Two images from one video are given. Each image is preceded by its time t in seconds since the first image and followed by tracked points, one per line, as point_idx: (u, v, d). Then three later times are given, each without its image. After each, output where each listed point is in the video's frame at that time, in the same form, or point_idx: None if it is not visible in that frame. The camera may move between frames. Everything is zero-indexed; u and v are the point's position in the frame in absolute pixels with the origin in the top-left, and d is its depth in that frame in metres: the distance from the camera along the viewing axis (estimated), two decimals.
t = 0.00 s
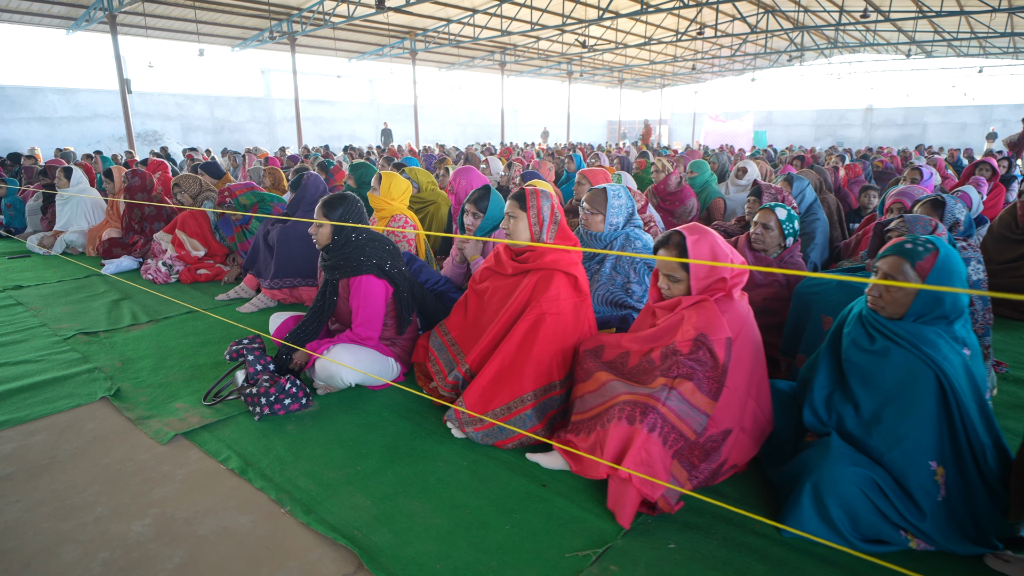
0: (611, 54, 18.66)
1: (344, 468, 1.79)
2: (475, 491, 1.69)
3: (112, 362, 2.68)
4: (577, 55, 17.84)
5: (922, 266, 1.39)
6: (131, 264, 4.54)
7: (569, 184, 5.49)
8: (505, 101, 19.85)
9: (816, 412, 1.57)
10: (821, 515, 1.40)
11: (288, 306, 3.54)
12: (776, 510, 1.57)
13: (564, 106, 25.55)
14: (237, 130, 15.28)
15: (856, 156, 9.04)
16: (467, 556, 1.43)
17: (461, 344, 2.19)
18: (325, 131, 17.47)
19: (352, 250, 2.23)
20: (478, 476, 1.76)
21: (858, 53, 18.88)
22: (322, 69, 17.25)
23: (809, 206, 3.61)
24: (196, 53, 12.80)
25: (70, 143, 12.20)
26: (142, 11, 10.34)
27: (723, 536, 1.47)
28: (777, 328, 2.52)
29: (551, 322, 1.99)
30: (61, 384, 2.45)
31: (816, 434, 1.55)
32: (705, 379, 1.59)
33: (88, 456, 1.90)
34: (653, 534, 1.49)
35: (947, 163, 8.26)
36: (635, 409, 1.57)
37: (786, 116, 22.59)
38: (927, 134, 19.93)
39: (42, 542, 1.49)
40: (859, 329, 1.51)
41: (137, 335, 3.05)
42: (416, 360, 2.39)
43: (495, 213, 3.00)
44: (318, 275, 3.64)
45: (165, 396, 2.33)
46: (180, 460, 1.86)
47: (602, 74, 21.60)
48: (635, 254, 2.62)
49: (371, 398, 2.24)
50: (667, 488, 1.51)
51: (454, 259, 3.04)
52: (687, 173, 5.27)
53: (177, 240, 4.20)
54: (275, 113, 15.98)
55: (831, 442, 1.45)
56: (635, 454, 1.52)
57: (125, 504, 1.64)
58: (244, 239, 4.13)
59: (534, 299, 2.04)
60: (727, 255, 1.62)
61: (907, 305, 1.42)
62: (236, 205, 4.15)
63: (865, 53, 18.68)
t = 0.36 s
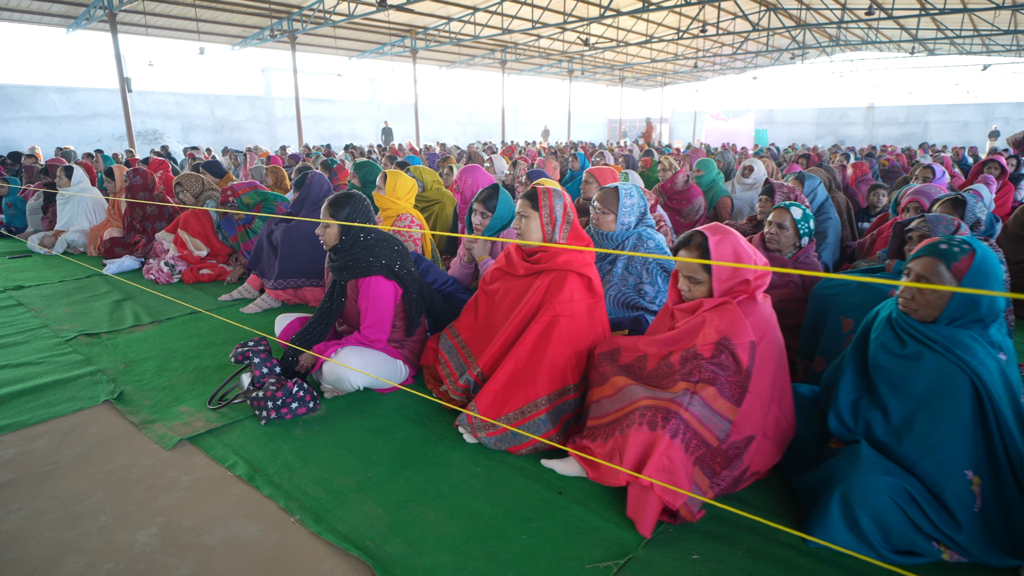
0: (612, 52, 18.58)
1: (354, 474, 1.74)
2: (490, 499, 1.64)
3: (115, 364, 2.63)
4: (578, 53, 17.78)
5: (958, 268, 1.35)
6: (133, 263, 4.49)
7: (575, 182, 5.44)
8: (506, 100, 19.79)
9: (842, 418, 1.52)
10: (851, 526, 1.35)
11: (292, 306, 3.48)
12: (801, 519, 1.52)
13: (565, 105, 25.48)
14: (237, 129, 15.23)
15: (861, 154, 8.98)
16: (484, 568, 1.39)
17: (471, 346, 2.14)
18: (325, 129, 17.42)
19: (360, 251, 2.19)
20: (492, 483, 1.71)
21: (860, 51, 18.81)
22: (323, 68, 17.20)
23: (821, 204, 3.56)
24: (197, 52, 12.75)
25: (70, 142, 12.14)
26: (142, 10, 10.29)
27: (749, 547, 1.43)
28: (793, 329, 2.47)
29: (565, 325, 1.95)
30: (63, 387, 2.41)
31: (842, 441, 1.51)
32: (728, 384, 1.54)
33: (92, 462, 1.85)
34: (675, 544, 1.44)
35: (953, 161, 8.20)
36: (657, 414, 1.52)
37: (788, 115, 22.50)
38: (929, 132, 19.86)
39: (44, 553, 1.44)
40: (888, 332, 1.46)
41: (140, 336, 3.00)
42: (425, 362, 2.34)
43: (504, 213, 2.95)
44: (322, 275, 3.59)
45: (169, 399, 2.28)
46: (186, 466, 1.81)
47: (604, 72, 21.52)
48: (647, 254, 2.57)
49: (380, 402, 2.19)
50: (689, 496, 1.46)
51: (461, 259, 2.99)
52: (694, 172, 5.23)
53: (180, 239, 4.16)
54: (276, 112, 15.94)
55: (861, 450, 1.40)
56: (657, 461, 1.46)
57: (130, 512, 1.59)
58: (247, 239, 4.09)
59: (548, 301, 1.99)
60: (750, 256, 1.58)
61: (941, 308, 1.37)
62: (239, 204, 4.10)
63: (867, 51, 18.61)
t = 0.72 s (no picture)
0: (613, 50, 18.50)
1: (366, 482, 1.69)
2: (506, 508, 1.59)
3: (117, 366, 2.58)
4: (580, 51, 17.71)
5: (998, 269, 1.30)
6: (135, 263, 4.44)
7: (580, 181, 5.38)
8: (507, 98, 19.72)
9: (871, 424, 1.48)
10: (884, 537, 1.30)
11: (297, 307, 3.42)
12: (829, 530, 1.47)
13: (566, 103, 25.41)
14: (237, 127, 15.17)
15: (867, 152, 8.91)
16: None
17: (483, 349, 2.09)
18: (326, 128, 17.36)
19: (370, 252, 2.14)
20: (507, 491, 1.66)
21: (863, 48, 18.72)
22: (324, 66, 17.14)
23: (834, 202, 3.51)
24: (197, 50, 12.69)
25: (71, 140, 12.08)
26: (142, 8, 10.23)
27: (776, 559, 1.37)
28: (810, 331, 2.42)
29: (580, 327, 1.90)
30: (65, 389, 2.36)
31: (873, 447, 1.47)
32: (754, 390, 1.49)
33: (94, 468, 1.80)
34: (700, 556, 1.39)
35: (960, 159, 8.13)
36: (681, 421, 1.46)
37: (789, 113, 22.41)
38: (930, 130, 19.77)
39: (47, 565, 1.39)
40: (922, 335, 1.41)
41: (142, 338, 2.95)
42: (435, 365, 2.28)
43: (514, 212, 2.89)
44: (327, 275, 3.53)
45: (173, 403, 2.23)
46: (191, 473, 1.76)
47: (605, 70, 21.44)
48: (661, 254, 2.51)
49: (389, 406, 2.14)
50: (716, 506, 1.40)
51: (470, 259, 2.94)
52: (701, 170, 5.17)
53: (182, 239, 4.09)
54: (276, 110, 15.88)
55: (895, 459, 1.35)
56: (682, 469, 1.41)
57: (134, 522, 1.54)
58: (250, 238, 4.03)
59: (563, 303, 1.94)
60: (777, 258, 1.53)
61: (979, 311, 1.32)
62: (243, 203, 4.04)
63: (870, 49, 18.53)
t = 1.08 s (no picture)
0: (615, 49, 18.44)
1: (377, 492, 1.63)
2: (524, 519, 1.53)
3: (119, 370, 2.52)
4: (581, 51, 17.63)
5: None
6: (136, 264, 4.38)
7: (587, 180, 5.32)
8: (508, 97, 19.64)
9: (907, 432, 1.43)
10: (926, 551, 1.24)
11: (301, 308, 3.36)
12: (863, 544, 1.41)
13: (567, 103, 25.34)
14: (238, 127, 15.12)
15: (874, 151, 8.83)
16: None
17: (496, 352, 2.03)
18: (327, 128, 17.30)
19: (380, 253, 2.09)
20: (525, 502, 1.60)
21: (865, 47, 18.65)
22: (325, 65, 17.06)
23: (848, 202, 3.45)
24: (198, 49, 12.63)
25: (71, 140, 12.03)
26: (143, 7, 10.16)
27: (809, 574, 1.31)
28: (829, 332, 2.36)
29: (598, 331, 1.84)
30: (66, 394, 2.30)
31: (909, 456, 1.41)
32: (784, 398, 1.44)
33: (97, 477, 1.74)
34: (729, 571, 1.33)
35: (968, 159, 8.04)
36: (709, 430, 1.41)
37: (790, 112, 22.30)
38: (932, 129, 19.65)
39: None
40: (962, 340, 1.36)
41: (145, 340, 2.89)
42: (446, 369, 2.22)
43: (525, 212, 2.82)
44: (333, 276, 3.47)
45: (177, 408, 2.17)
46: (197, 482, 1.70)
47: (606, 69, 21.37)
48: (676, 255, 2.45)
49: (399, 411, 2.08)
50: (746, 519, 1.34)
51: (478, 260, 2.88)
52: (709, 170, 5.12)
53: (184, 239, 4.03)
54: (277, 110, 15.82)
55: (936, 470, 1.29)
56: (712, 481, 1.35)
57: (139, 534, 1.48)
58: (253, 238, 3.94)
59: (580, 305, 1.88)
60: (808, 260, 1.51)
61: None
62: (246, 202, 3.97)
63: (872, 48, 18.46)
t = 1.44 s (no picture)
0: (617, 47, 18.35)
1: (392, 500, 1.57)
2: (545, 530, 1.47)
3: (122, 372, 2.46)
4: (583, 48, 17.54)
5: None
6: (139, 262, 4.32)
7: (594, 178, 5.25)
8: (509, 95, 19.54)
9: (947, 438, 1.37)
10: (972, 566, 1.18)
11: (307, 308, 3.30)
12: (900, 557, 1.35)
13: (569, 100, 25.24)
14: (239, 124, 15.05)
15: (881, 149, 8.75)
16: None
17: (511, 355, 1.97)
18: (328, 125, 17.22)
19: (393, 252, 2.04)
20: (545, 511, 1.54)
21: (869, 43, 18.54)
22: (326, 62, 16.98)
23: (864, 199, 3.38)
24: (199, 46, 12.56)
25: (71, 138, 11.97)
26: (143, 4, 10.08)
27: None
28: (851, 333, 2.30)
29: (618, 333, 1.78)
30: (68, 396, 2.24)
31: (949, 464, 1.35)
32: (817, 404, 1.38)
33: (101, 484, 1.68)
34: None
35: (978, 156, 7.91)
36: (742, 438, 1.35)
37: (792, 109, 22.15)
38: (935, 127, 19.49)
39: None
40: (1008, 343, 1.29)
41: (148, 340, 2.83)
42: (459, 372, 2.16)
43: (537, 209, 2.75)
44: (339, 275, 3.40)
45: (182, 412, 2.10)
46: (204, 490, 1.64)
47: (608, 66, 21.28)
48: (694, 254, 2.38)
49: (411, 415, 2.02)
50: (781, 533, 1.28)
51: (489, 258, 2.81)
52: (719, 167, 5.06)
53: (187, 237, 3.97)
54: (278, 107, 15.74)
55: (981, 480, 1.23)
56: (745, 492, 1.29)
57: (144, 546, 1.42)
58: (258, 236, 3.88)
59: (599, 306, 1.83)
60: (843, 261, 1.45)
61: None
62: (249, 200, 3.87)
63: (875, 45, 18.37)
